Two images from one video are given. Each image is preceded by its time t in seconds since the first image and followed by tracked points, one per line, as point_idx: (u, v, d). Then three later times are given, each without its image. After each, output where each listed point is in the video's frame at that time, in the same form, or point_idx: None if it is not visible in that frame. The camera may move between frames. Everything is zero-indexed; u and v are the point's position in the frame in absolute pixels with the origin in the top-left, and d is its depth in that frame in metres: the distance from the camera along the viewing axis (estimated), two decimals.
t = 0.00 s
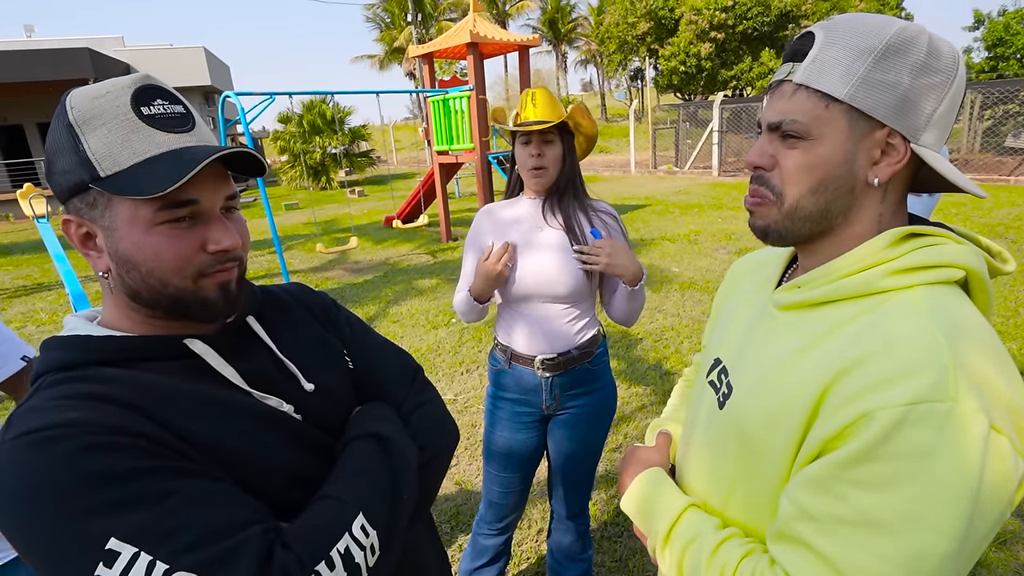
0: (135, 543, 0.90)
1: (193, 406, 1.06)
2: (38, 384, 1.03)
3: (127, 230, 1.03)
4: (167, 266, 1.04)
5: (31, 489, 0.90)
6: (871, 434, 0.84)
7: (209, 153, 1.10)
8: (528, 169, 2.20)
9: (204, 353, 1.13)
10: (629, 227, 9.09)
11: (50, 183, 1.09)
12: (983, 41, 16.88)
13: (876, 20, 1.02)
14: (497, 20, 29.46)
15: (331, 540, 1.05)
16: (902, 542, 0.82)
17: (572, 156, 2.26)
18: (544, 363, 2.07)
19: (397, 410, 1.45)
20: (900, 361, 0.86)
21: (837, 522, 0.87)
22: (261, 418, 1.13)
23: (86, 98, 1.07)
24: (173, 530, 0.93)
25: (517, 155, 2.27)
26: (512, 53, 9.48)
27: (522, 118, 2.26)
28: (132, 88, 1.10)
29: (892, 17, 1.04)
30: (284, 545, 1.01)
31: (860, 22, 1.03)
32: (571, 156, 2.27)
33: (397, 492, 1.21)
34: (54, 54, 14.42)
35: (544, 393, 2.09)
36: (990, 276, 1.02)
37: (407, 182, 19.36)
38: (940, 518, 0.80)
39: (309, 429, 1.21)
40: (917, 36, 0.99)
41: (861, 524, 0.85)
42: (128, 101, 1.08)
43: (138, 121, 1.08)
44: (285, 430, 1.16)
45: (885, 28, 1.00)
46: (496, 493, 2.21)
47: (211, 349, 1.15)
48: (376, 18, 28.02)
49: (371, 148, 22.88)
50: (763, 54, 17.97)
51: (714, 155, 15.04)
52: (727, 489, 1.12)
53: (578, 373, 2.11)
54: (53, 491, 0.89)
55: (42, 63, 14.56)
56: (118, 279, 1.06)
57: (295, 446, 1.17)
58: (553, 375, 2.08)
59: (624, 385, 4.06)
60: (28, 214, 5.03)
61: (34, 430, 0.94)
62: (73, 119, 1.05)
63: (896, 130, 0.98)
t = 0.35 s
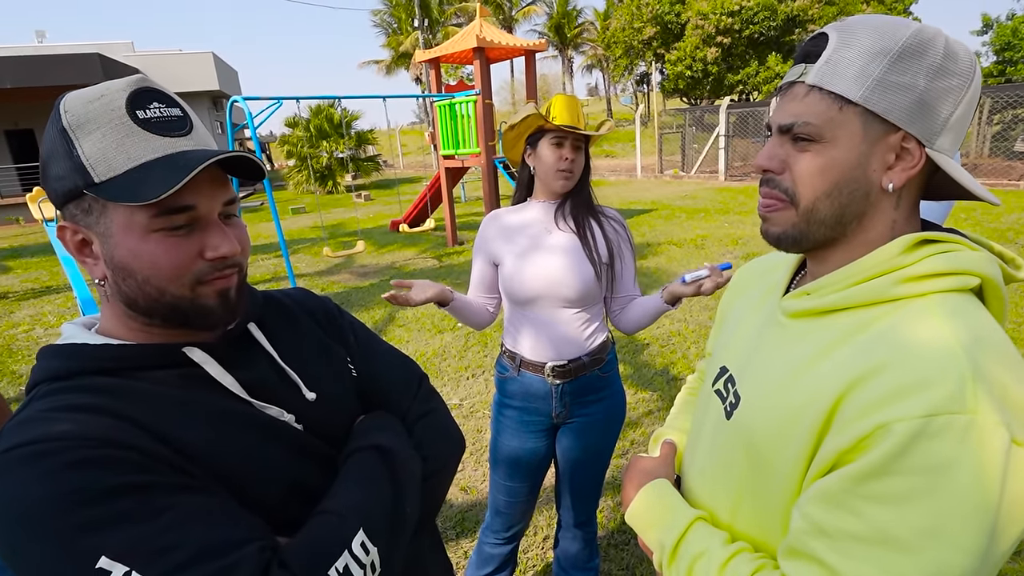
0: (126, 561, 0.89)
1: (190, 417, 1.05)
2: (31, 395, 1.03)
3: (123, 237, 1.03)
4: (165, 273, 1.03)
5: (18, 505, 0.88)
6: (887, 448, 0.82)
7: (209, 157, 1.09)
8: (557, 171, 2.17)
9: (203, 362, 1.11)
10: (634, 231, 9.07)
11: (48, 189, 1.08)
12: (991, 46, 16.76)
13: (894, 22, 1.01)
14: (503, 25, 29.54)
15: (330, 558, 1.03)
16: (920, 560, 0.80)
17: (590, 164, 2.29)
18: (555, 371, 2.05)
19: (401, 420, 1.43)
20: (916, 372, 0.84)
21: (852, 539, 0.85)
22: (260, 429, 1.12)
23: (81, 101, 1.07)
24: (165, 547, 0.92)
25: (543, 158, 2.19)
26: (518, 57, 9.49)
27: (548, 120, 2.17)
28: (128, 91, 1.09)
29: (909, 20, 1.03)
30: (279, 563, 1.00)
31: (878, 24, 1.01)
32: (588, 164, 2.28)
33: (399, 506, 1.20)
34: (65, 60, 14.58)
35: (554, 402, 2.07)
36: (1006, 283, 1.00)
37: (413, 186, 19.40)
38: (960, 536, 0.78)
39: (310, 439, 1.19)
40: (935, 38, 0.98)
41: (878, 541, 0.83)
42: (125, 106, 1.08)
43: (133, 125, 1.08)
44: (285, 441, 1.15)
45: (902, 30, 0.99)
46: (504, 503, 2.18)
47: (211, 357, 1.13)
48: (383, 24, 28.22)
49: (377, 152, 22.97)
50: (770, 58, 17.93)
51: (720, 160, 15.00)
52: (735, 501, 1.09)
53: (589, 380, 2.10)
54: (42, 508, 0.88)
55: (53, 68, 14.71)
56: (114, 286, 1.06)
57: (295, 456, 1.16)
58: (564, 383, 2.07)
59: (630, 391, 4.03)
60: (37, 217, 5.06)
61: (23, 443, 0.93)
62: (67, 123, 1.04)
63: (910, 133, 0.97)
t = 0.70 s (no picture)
0: None
1: (183, 425, 1.02)
2: (16, 398, 0.99)
3: (114, 237, 1.00)
4: (157, 275, 1.00)
5: None
6: (910, 463, 0.78)
7: (207, 155, 1.06)
8: (572, 174, 2.14)
9: (197, 366, 1.08)
10: (637, 234, 9.04)
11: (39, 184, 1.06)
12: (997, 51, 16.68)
13: (922, 18, 0.97)
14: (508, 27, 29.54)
15: None
16: None
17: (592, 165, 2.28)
18: (570, 375, 2.02)
19: (401, 427, 1.40)
20: (940, 383, 0.81)
21: (872, 559, 0.82)
22: (255, 438, 1.09)
23: (73, 93, 1.03)
24: (150, 562, 0.88)
25: (555, 160, 2.15)
26: (523, 58, 9.46)
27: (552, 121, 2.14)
28: (123, 84, 1.06)
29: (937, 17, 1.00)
30: None
31: (906, 19, 0.98)
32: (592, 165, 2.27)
33: (396, 520, 1.17)
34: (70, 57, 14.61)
35: (567, 406, 2.04)
36: None
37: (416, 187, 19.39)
38: (988, 557, 0.75)
39: (306, 448, 1.16)
40: (964, 37, 0.95)
41: (899, 560, 0.79)
42: (118, 99, 1.05)
43: (128, 119, 1.04)
44: (281, 450, 1.12)
45: (930, 28, 0.96)
46: (509, 511, 2.12)
47: (205, 360, 1.10)
48: (387, 25, 28.27)
49: (380, 152, 22.97)
50: (774, 62, 17.88)
51: (723, 163, 14.95)
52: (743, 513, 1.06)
53: (601, 383, 2.08)
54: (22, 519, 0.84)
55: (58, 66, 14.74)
56: (104, 287, 1.03)
57: (290, 466, 1.13)
58: (577, 387, 2.04)
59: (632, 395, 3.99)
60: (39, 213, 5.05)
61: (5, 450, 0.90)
62: (57, 116, 1.01)
63: (935, 135, 0.94)
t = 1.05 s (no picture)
0: None
1: (180, 428, 1.00)
2: (9, 399, 0.97)
3: (113, 235, 0.97)
4: (157, 276, 0.98)
5: None
6: (933, 474, 0.76)
7: (208, 154, 1.04)
8: (561, 174, 2.11)
9: (195, 368, 1.05)
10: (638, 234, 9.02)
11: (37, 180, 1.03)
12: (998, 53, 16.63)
13: (932, 19, 0.95)
14: (509, 26, 29.46)
15: None
16: None
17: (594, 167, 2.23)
18: (578, 379, 1.99)
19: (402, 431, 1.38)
20: (961, 393, 0.79)
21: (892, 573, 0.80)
22: (254, 443, 1.06)
23: (74, 87, 1.01)
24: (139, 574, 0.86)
25: (546, 159, 2.13)
26: (524, 57, 9.43)
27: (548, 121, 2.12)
28: (127, 79, 1.04)
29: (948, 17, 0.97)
30: None
31: (915, 20, 0.96)
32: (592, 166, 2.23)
33: (396, 530, 1.14)
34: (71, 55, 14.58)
35: (575, 409, 2.02)
36: None
37: (416, 186, 19.35)
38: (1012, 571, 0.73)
39: (304, 453, 1.14)
40: (977, 37, 0.93)
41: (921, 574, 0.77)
42: (119, 96, 1.02)
43: (129, 115, 1.02)
44: (279, 456, 1.09)
45: (943, 27, 0.93)
46: (513, 514, 2.10)
47: (203, 362, 1.07)
48: (388, 24, 28.22)
49: (380, 151, 22.94)
50: (775, 62, 17.85)
51: (724, 164, 14.92)
52: (755, 522, 1.04)
53: (608, 386, 2.06)
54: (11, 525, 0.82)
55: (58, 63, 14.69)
56: (102, 286, 1.00)
57: (289, 473, 1.10)
58: (584, 390, 2.01)
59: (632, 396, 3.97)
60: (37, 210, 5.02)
61: None
62: (58, 110, 0.99)
63: (951, 137, 0.91)
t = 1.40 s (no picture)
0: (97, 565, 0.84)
1: (183, 415, 1.02)
2: (16, 383, 0.99)
3: (122, 225, 0.99)
4: (163, 266, 1.00)
5: None
6: (920, 467, 0.77)
7: (215, 148, 1.05)
8: (562, 172, 2.12)
9: (198, 356, 1.08)
10: (639, 235, 9.02)
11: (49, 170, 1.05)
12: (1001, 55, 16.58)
13: (935, 17, 0.96)
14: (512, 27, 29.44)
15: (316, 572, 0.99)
16: None
17: (595, 168, 2.24)
18: (577, 377, 2.01)
19: (402, 424, 1.39)
20: (950, 387, 0.80)
21: (879, 564, 0.81)
22: (255, 432, 1.08)
23: (86, 80, 1.03)
24: (137, 556, 0.87)
25: (548, 156, 2.14)
26: (527, 58, 9.44)
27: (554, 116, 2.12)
28: (138, 73, 1.06)
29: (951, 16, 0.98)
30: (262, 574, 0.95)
31: (919, 17, 0.97)
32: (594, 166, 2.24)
33: (393, 520, 1.15)
34: (75, 54, 14.63)
35: (574, 408, 2.03)
36: None
37: (418, 185, 19.38)
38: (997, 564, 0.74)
39: (304, 443, 1.15)
40: (979, 36, 0.94)
41: (908, 566, 0.79)
42: (130, 89, 1.04)
43: (139, 108, 1.04)
44: (279, 445, 1.11)
45: (946, 25, 0.95)
46: (513, 511, 2.11)
47: (206, 352, 1.10)
48: (392, 24, 28.24)
49: (382, 151, 22.96)
50: (778, 64, 17.85)
51: (726, 165, 14.91)
52: (750, 516, 1.05)
53: (607, 383, 2.08)
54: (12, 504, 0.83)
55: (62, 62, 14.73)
56: (110, 276, 1.02)
57: (288, 463, 1.12)
58: (583, 389, 2.03)
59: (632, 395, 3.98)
60: (42, 207, 5.06)
61: None
62: (70, 102, 1.01)
63: (950, 134, 0.92)
